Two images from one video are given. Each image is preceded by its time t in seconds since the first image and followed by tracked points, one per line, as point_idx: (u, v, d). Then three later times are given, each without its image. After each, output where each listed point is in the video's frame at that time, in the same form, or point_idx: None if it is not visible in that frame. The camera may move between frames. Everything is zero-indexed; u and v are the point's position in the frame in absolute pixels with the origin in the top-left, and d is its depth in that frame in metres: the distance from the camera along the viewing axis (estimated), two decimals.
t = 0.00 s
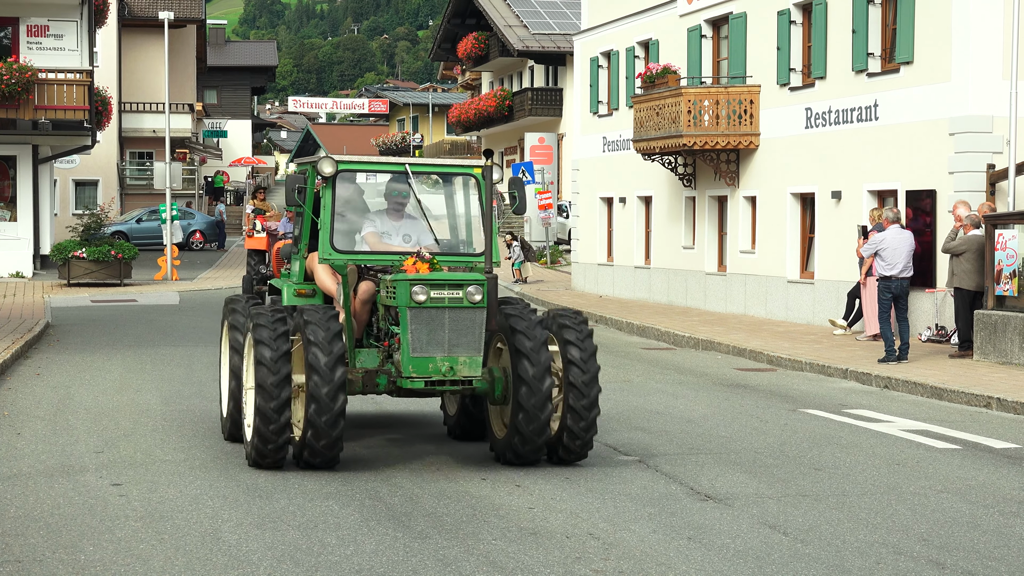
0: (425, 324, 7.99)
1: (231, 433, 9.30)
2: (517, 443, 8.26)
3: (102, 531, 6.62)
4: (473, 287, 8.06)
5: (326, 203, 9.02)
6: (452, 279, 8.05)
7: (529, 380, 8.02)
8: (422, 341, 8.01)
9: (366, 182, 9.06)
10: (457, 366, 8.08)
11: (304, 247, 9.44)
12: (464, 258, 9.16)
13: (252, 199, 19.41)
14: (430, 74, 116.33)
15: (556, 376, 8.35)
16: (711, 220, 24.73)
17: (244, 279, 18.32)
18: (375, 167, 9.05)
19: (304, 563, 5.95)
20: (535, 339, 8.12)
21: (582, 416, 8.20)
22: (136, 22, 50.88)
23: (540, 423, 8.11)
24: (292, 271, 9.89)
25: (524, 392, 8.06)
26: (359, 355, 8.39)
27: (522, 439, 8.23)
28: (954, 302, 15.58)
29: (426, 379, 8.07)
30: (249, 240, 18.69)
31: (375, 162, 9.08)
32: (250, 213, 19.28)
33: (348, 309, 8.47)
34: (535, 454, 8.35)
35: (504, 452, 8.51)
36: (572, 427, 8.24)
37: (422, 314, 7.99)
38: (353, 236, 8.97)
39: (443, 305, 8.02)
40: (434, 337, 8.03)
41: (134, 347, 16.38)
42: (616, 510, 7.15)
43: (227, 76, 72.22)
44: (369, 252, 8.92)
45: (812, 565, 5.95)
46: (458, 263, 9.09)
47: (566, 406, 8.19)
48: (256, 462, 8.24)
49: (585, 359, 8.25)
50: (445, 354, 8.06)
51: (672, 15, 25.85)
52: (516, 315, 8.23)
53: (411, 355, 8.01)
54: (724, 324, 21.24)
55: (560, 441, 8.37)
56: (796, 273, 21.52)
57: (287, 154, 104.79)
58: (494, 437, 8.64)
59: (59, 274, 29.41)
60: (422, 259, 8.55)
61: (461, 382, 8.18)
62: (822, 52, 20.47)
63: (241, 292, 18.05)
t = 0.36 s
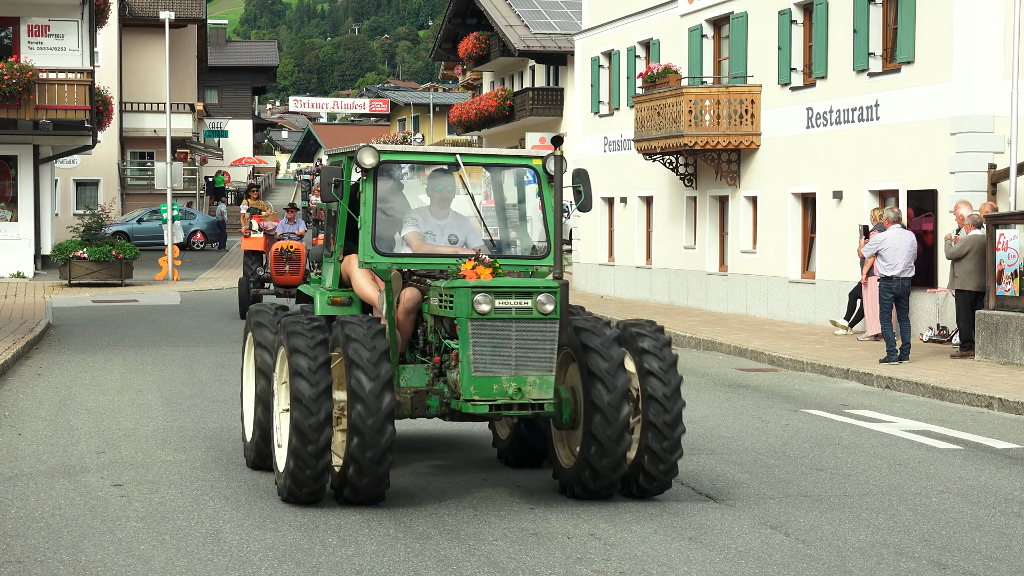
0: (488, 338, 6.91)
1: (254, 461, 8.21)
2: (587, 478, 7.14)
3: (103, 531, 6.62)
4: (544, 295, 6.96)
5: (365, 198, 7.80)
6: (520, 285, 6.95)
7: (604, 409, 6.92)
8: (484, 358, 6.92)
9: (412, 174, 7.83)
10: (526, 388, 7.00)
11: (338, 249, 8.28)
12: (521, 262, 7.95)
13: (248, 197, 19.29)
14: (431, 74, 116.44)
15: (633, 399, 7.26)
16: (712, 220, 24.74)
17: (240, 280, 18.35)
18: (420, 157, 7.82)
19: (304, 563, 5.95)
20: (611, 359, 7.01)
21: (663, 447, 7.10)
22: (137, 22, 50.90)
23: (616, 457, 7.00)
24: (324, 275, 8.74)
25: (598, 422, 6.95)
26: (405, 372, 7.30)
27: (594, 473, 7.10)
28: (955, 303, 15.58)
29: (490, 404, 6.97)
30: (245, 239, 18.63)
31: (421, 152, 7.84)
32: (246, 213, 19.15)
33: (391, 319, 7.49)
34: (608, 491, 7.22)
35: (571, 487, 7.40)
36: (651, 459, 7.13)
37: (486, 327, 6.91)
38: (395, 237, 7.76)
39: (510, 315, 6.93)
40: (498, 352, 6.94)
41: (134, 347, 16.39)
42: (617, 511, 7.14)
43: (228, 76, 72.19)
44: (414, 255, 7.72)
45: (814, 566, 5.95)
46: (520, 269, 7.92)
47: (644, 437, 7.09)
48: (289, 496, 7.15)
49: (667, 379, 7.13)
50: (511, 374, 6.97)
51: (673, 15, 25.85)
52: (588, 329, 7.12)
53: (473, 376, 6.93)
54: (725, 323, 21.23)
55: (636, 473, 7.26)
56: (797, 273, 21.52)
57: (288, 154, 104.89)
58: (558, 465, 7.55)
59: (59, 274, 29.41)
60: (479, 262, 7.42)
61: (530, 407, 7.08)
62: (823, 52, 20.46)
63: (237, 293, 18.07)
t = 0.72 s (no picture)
0: (574, 359, 5.67)
1: (286, 497, 7.09)
2: (683, 527, 5.96)
3: (101, 531, 6.62)
4: (641, 308, 5.70)
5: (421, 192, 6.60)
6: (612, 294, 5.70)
7: (704, 445, 5.77)
8: (570, 382, 5.67)
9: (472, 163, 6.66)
10: (618, 418, 5.75)
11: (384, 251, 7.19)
12: (599, 266, 6.85)
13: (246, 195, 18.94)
14: (430, 74, 116.54)
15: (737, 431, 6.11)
16: (711, 220, 24.75)
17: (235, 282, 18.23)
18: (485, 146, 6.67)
19: (302, 564, 5.95)
20: (712, 386, 5.84)
21: (771, 488, 5.95)
22: (136, 22, 50.92)
23: (718, 502, 5.82)
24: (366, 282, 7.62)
25: (696, 462, 5.79)
26: (462, 394, 6.04)
27: (692, 521, 5.92)
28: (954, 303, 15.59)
29: (577, 438, 5.70)
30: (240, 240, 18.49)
31: (485, 138, 6.68)
32: (244, 211, 18.82)
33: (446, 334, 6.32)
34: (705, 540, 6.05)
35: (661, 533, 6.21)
36: (756, 502, 5.99)
37: (571, 346, 5.67)
38: (450, 236, 6.59)
39: (600, 330, 5.68)
40: (585, 378, 5.70)
41: (132, 347, 16.39)
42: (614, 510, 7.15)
43: (226, 77, 72.18)
44: (472, 258, 6.56)
45: (812, 566, 5.95)
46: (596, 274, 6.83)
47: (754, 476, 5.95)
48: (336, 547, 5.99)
49: (775, 407, 6.01)
50: (601, 401, 5.72)
51: (672, 15, 25.86)
52: (683, 348, 5.96)
53: (556, 404, 5.67)
54: (724, 323, 21.23)
55: (738, 516, 6.10)
56: (796, 273, 21.52)
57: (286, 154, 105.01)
58: (643, 503, 6.34)
59: (58, 274, 29.42)
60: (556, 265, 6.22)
61: (623, 440, 5.82)
62: (821, 52, 20.47)
63: (233, 294, 17.97)
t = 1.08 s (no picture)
0: (705, 387, 4.58)
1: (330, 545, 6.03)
2: None
3: (100, 531, 6.63)
4: (786, 327, 4.61)
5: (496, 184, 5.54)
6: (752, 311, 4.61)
7: (853, 502, 4.60)
8: (701, 418, 4.58)
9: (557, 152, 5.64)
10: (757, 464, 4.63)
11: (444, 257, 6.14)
12: (711, 272, 5.69)
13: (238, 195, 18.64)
14: (427, 74, 116.74)
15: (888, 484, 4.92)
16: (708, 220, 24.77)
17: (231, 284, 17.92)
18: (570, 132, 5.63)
19: (301, 564, 5.96)
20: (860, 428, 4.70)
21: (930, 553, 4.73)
22: (133, 22, 50.92)
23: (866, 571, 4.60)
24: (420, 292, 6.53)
25: (840, 519, 4.62)
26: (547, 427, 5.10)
27: None
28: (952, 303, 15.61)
29: (710, 487, 4.60)
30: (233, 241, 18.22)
31: (574, 124, 5.65)
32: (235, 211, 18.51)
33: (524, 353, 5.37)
34: None
35: None
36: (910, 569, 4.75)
37: (701, 373, 4.58)
38: (529, 241, 5.56)
39: (738, 355, 4.58)
40: (718, 413, 4.59)
41: (130, 347, 16.39)
42: (615, 511, 7.13)
43: (224, 77, 72.15)
44: (553, 264, 5.54)
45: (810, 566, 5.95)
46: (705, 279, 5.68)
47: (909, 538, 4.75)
48: None
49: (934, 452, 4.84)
50: (738, 443, 4.63)
51: (669, 15, 25.87)
52: (825, 377, 4.81)
53: (683, 445, 4.58)
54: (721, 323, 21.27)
55: None
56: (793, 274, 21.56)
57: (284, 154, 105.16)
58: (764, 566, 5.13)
59: (56, 275, 29.44)
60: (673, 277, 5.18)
61: (767, 490, 4.69)
62: (819, 52, 20.47)
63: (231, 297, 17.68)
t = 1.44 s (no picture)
0: (918, 437, 3.63)
1: None
2: None
3: (95, 538, 6.62)
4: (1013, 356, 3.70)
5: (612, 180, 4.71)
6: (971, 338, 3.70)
7: None
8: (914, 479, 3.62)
9: (680, 140, 4.78)
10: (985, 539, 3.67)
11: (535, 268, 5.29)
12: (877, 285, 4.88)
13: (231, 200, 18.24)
14: (422, 81, 116.95)
15: None
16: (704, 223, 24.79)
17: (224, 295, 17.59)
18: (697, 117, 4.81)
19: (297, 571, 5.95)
20: None
21: None
22: (129, 30, 50.94)
23: None
24: (502, 311, 5.71)
25: None
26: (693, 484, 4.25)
27: None
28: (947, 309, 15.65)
29: (930, 568, 3.62)
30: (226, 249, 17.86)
31: (701, 107, 4.82)
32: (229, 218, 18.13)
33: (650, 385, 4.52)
34: None
35: None
36: None
37: (915, 419, 3.62)
38: (643, 249, 4.71)
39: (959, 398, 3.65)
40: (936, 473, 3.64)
41: (126, 355, 16.38)
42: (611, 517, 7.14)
43: (219, 84, 72.11)
44: (671, 276, 4.70)
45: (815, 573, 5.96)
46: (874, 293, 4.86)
47: None
48: None
49: None
50: (961, 511, 3.66)
51: (665, 22, 25.92)
52: None
53: (890, 513, 3.60)
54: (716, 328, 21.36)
55: None
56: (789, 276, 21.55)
57: (280, 162, 105.25)
58: None
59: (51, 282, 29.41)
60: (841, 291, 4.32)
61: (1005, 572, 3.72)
62: (813, 60, 20.52)
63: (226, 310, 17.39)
